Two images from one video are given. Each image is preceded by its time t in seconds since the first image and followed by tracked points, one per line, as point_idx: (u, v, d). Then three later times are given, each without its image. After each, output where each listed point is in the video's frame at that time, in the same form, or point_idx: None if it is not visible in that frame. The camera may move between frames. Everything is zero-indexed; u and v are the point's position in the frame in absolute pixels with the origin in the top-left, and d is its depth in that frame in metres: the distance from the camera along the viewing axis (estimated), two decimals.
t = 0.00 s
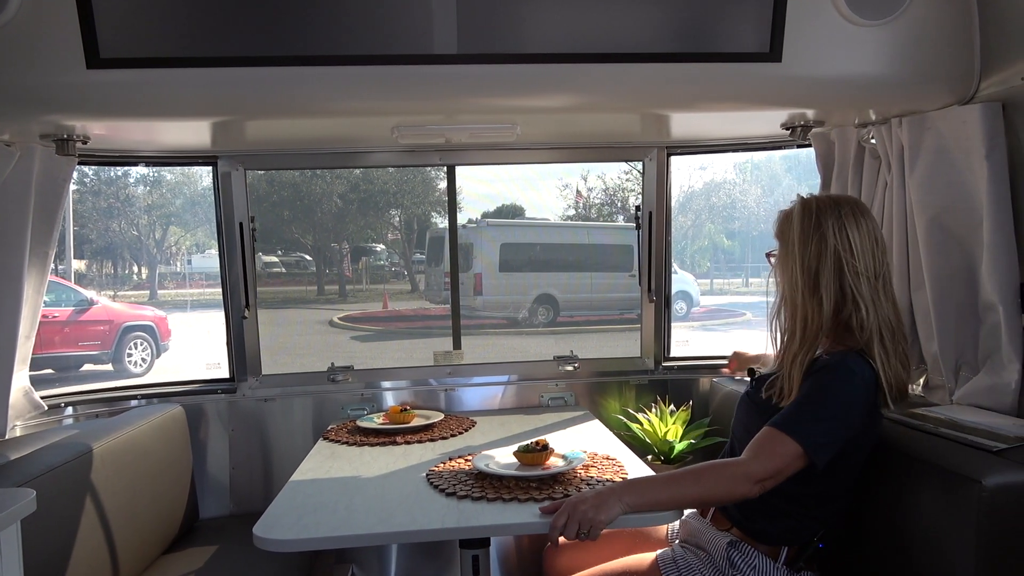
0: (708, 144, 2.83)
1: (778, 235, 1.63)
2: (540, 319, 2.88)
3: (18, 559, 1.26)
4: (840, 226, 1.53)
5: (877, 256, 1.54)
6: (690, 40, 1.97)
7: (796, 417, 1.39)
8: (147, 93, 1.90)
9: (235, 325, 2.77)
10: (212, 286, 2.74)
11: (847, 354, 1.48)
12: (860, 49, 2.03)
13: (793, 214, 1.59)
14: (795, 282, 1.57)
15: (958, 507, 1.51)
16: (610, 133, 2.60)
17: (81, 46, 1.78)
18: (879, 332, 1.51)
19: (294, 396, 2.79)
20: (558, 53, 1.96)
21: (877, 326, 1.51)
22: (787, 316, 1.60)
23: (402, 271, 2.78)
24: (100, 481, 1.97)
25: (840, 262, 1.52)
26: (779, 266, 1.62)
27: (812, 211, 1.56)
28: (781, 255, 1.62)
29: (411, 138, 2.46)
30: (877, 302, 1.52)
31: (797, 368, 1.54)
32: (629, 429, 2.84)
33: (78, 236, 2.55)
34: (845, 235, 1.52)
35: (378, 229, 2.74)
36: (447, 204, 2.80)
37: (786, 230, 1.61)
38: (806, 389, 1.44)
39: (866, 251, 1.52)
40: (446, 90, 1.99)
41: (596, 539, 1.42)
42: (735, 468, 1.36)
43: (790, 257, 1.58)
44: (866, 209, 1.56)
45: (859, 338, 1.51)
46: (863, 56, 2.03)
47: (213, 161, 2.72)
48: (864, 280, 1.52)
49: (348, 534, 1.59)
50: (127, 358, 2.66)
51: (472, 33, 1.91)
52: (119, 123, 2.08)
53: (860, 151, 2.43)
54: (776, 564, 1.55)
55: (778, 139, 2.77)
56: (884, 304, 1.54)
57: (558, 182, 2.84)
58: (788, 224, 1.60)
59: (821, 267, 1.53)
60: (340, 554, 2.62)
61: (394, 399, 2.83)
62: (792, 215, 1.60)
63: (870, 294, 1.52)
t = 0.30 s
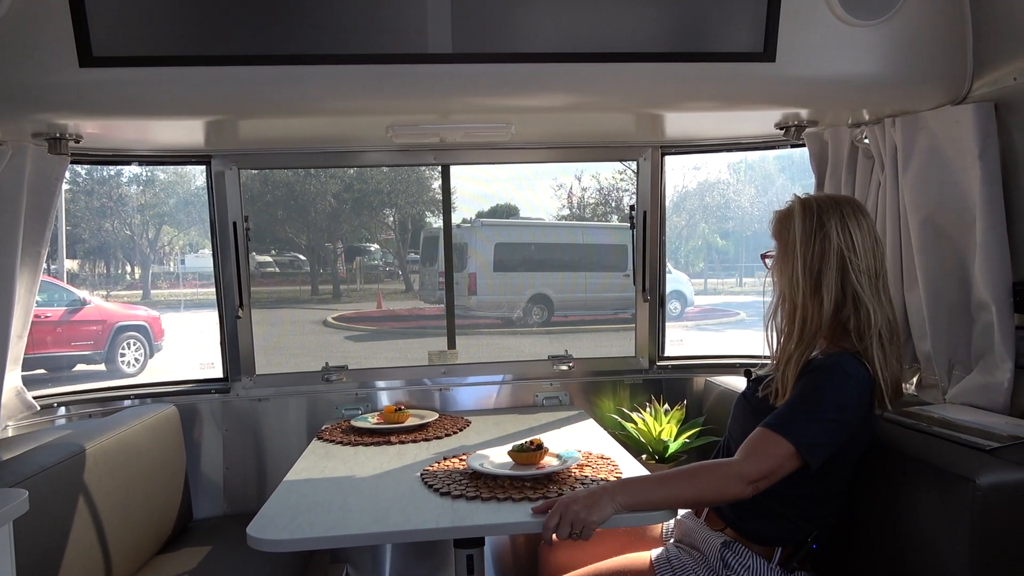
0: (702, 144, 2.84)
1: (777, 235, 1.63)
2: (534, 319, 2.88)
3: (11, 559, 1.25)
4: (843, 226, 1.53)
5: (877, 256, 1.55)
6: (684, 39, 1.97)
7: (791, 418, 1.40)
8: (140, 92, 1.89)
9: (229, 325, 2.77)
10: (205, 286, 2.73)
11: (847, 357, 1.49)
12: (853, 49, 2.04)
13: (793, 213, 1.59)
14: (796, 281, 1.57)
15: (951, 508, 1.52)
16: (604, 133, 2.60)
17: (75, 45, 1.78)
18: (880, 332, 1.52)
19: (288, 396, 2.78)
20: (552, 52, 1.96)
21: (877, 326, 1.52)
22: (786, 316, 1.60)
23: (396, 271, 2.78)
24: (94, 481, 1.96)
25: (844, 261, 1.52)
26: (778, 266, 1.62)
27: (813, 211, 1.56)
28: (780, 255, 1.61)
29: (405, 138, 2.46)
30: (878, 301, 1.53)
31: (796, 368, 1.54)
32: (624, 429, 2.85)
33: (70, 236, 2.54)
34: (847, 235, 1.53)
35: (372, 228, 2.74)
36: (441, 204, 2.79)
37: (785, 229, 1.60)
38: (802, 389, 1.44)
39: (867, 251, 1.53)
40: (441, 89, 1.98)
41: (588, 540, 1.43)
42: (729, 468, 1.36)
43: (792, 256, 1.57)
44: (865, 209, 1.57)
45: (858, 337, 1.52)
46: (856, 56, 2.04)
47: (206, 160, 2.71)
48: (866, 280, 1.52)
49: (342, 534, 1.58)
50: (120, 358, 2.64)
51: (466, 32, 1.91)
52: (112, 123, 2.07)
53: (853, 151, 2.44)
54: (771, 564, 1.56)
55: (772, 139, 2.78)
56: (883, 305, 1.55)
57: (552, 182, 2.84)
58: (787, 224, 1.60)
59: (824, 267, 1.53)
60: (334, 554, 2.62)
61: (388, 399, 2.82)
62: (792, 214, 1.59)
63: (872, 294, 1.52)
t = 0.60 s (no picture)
0: (697, 144, 2.84)
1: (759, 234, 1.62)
2: (530, 318, 2.88)
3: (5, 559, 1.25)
4: (827, 226, 1.54)
5: (857, 253, 1.57)
6: (680, 39, 1.97)
7: (777, 407, 1.41)
8: (135, 91, 1.88)
9: (223, 325, 2.76)
10: (199, 285, 2.72)
11: (828, 345, 1.49)
12: (848, 50, 2.04)
13: (776, 213, 1.58)
14: (781, 280, 1.57)
15: (947, 509, 1.53)
16: (600, 133, 2.60)
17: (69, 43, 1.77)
18: (863, 327, 1.54)
19: (283, 396, 2.77)
20: (549, 51, 1.96)
21: (862, 322, 1.54)
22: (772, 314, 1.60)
23: (391, 271, 2.78)
24: (88, 481, 1.96)
25: (828, 260, 1.53)
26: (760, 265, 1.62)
27: (797, 210, 1.56)
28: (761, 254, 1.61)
29: (401, 137, 2.46)
30: (861, 297, 1.55)
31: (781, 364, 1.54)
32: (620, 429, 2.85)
33: (63, 235, 2.53)
34: (831, 234, 1.54)
35: (367, 228, 2.73)
36: (436, 204, 2.79)
37: (769, 227, 1.59)
38: (785, 378, 1.45)
39: (849, 249, 1.55)
40: (437, 88, 1.98)
41: (586, 539, 1.44)
42: (722, 463, 1.37)
43: (777, 255, 1.57)
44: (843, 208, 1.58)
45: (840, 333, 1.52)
46: (851, 57, 2.05)
47: (201, 159, 2.70)
48: (850, 277, 1.54)
49: (338, 534, 1.58)
50: (114, 358, 2.63)
51: (462, 31, 1.90)
52: (106, 122, 2.07)
53: (848, 151, 2.44)
54: (770, 565, 1.56)
55: (766, 139, 2.79)
56: (866, 301, 1.57)
57: (547, 182, 2.84)
58: (770, 223, 1.59)
59: (809, 266, 1.54)
60: (330, 555, 2.61)
61: (383, 399, 2.82)
62: (776, 212, 1.58)
63: (856, 291, 1.54)
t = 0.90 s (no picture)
0: (692, 144, 2.84)
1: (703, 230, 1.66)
2: (524, 318, 2.88)
3: None
4: (771, 220, 1.60)
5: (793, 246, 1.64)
6: (674, 38, 1.98)
7: (747, 396, 1.45)
8: (127, 90, 1.87)
9: (217, 325, 2.75)
10: (194, 285, 2.72)
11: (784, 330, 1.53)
12: (841, 49, 2.05)
13: (721, 209, 1.62)
14: (730, 274, 1.61)
15: (934, 505, 1.53)
16: (594, 132, 2.60)
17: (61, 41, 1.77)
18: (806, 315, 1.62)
19: (278, 396, 2.76)
20: (543, 50, 1.96)
21: (805, 309, 1.61)
22: (722, 308, 1.64)
23: (386, 271, 2.77)
24: (81, 481, 1.95)
25: (772, 253, 1.59)
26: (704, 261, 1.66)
27: (742, 205, 1.61)
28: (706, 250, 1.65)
29: (395, 137, 2.45)
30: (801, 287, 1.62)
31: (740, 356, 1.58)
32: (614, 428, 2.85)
33: (57, 235, 2.52)
34: (774, 228, 1.60)
35: (361, 228, 2.73)
36: (431, 204, 2.79)
37: (714, 223, 1.63)
38: (748, 364, 1.50)
39: (788, 241, 1.62)
40: (431, 87, 1.97)
41: (582, 537, 1.46)
42: (712, 458, 1.40)
43: (726, 251, 1.61)
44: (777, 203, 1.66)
45: (789, 321, 1.59)
46: (844, 56, 2.05)
47: (195, 159, 2.70)
48: (790, 268, 1.61)
49: (332, 534, 1.58)
50: (107, 358, 2.62)
51: (456, 30, 1.90)
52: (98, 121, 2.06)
53: (842, 151, 2.45)
54: (761, 550, 1.58)
55: (761, 139, 2.79)
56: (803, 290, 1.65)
57: (542, 181, 2.84)
58: (715, 219, 1.63)
59: (756, 259, 1.59)
60: (324, 555, 2.61)
61: (378, 399, 2.81)
62: (721, 207, 1.62)
63: (796, 280, 1.62)
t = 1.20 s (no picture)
0: (687, 143, 2.84)
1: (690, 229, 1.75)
2: (520, 317, 2.88)
3: None
4: (744, 223, 1.76)
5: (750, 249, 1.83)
6: (669, 37, 1.98)
7: (723, 386, 1.55)
8: (121, 90, 1.87)
9: (212, 325, 2.74)
10: (188, 285, 2.70)
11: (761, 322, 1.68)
12: (836, 49, 2.05)
13: (708, 209, 1.73)
14: (716, 271, 1.72)
15: (923, 500, 1.54)
16: (590, 132, 2.60)
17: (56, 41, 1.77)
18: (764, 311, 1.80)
19: (273, 396, 2.76)
20: (538, 50, 1.96)
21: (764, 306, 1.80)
22: (705, 304, 1.74)
23: (381, 271, 2.77)
24: (76, 481, 1.95)
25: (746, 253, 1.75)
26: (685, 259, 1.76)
27: (723, 208, 1.75)
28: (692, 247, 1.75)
29: (391, 136, 2.45)
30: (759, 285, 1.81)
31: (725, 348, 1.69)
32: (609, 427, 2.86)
33: (50, 234, 2.51)
34: (747, 230, 1.76)
35: (356, 227, 2.73)
36: (427, 204, 2.78)
37: (702, 223, 1.73)
38: (722, 356, 1.61)
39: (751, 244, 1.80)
40: (427, 86, 1.97)
41: (579, 535, 1.47)
42: (697, 446, 1.49)
43: (712, 249, 1.72)
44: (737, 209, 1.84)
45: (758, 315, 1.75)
46: (838, 57, 2.06)
47: (190, 159, 2.69)
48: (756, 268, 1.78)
49: (328, 534, 1.57)
50: (101, 358, 2.61)
51: (452, 29, 1.90)
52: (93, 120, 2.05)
53: (837, 151, 2.44)
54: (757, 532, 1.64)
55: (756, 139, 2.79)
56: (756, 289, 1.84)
57: (537, 181, 2.84)
58: (703, 218, 1.73)
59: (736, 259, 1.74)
60: (320, 555, 2.60)
61: (374, 399, 2.81)
62: (707, 207, 1.73)
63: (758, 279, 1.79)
